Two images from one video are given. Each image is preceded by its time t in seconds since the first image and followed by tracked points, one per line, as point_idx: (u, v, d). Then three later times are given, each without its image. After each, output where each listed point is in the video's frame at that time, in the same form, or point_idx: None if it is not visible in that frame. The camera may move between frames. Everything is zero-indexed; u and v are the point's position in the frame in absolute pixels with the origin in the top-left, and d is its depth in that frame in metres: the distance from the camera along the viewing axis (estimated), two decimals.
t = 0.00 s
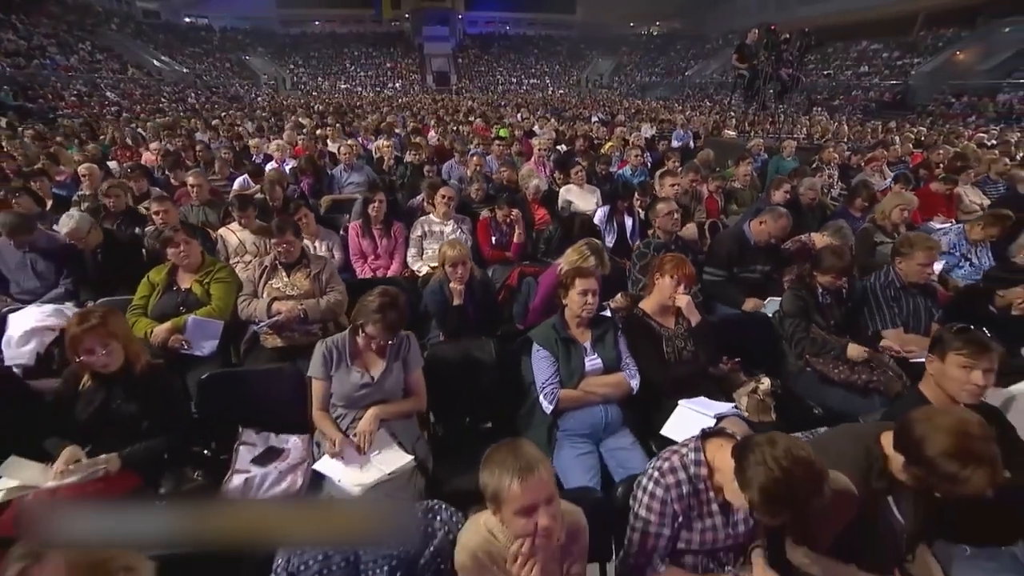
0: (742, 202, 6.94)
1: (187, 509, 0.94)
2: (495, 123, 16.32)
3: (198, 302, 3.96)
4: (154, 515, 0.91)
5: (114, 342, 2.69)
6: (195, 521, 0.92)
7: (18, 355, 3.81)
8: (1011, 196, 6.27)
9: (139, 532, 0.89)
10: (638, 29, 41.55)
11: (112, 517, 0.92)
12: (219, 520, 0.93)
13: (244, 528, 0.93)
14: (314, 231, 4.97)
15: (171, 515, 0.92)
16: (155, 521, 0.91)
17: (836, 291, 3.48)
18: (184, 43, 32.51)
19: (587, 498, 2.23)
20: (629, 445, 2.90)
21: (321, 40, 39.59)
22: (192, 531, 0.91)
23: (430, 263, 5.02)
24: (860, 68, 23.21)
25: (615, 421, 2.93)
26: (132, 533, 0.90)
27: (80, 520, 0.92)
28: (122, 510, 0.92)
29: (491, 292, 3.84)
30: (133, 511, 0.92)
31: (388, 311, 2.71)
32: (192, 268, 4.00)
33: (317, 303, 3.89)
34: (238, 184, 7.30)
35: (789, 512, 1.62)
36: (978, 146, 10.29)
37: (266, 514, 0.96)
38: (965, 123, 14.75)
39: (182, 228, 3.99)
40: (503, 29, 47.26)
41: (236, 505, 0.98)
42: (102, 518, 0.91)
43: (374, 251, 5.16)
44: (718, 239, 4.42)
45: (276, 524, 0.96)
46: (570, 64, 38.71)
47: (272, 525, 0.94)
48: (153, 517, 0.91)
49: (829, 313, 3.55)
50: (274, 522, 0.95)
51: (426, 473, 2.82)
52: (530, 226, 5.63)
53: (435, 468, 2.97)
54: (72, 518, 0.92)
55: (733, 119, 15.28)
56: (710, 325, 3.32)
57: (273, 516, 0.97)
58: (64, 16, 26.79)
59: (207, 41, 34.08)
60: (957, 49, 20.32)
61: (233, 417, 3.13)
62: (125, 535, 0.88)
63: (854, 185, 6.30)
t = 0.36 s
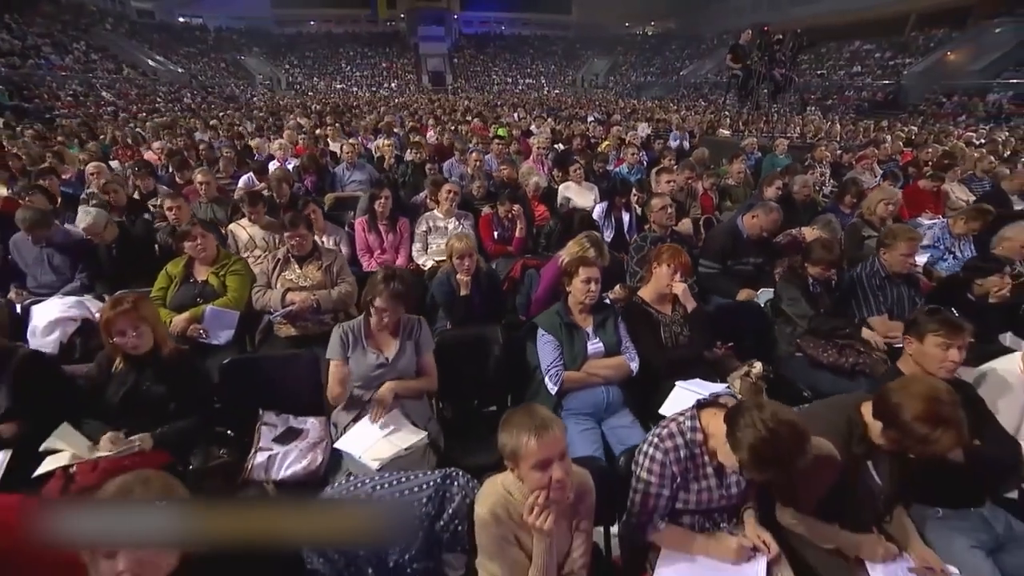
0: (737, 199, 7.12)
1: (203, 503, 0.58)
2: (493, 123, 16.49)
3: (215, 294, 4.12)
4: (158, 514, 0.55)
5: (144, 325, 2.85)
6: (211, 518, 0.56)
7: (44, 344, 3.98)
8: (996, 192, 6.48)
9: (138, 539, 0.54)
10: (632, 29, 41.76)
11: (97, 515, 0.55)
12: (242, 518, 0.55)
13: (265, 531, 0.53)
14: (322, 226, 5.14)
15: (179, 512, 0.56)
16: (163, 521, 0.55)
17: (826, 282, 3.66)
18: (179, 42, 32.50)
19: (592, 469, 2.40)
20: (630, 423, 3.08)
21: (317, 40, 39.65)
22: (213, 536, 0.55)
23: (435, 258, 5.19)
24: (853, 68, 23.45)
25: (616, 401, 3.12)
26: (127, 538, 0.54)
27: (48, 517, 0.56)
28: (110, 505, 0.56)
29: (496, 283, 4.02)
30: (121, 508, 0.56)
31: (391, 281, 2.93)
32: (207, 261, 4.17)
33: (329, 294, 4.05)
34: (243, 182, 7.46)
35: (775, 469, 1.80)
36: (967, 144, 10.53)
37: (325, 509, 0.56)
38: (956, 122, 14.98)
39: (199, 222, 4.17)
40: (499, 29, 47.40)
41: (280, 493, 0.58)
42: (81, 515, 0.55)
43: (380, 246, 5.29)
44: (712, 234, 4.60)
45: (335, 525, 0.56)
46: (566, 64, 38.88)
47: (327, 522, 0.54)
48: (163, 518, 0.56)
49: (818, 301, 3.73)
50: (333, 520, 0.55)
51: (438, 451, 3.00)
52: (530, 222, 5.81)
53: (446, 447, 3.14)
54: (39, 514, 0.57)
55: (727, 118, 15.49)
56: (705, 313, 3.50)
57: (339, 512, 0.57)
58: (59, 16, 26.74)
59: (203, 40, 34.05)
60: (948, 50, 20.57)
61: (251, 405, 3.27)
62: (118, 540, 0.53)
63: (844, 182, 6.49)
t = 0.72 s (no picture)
0: (731, 196, 7.31)
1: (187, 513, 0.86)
2: (490, 122, 16.65)
3: (229, 285, 4.28)
4: (157, 515, 0.83)
5: (173, 312, 3.03)
6: (193, 524, 0.83)
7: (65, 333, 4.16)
8: (981, 189, 6.69)
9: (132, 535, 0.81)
10: (627, 29, 41.97)
11: (100, 517, 0.83)
12: (216, 523, 0.83)
13: (248, 534, 0.79)
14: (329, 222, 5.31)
15: (173, 518, 0.84)
16: (158, 523, 0.83)
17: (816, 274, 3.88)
18: (174, 42, 32.49)
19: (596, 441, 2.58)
20: (628, 403, 3.26)
21: (312, 40, 39.68)
22: (194, 535, 0.83)
23: (440, 252, 5.36)
24: (845, 68, 23.69)
25: (616, 382, 3.31)
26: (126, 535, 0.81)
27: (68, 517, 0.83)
28: (127, 510, 0.84)
29: (500, 275, 4.19)
30: (124, 517, 0.83)
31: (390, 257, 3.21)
32: (221, 255, 4.33)
33: (340, 286, 4.23)
34: (248, 181, 7.62)
35: (762, 433, 1.99)
36: (956, 143, 10.75)
37: (283, 516, 0.82)
38: (946, 122, 15.21)
39: (214, 217, 4.34)
40: (494, 29, 47.54)
41: (246, 506, 0.86)
42: (97, 520, 0.83)
43: (385, 241, 5.44)
44: (706, 228, 4.79)
45: (298, 528, 0.82)
46: (561, 64, 39.04)
47: (290, 527, 0.80)
48: (155, 519, 0.83)
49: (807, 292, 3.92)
50: (286, 523, 0.80)
51: (449, 431, 3.16)
52: (531, 218, 5.99)
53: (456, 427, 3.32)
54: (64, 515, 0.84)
55: (721, 117, 15.69)
56: (700, 302, 3.68)
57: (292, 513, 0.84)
58: (53, 15, 26.68)
59: (198, 40, 34.05)
60: (939, 50, 20.83)
61: (267, 392, 3.40)
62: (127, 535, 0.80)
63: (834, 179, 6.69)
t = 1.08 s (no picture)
0: (725, 193, 7.50)
1: (185, 517, 1.12)
2: (487, 122, 16.83)
3: (243, 278, 4.44)
4: (161, 517, 1.09)
5: (196, 300, 3.19)
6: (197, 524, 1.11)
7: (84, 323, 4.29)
8: (968, 186, 6.90)
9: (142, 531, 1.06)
10: (622, 29, 42.18)
11: (114, 516, 1.07)
12: (221, 524, 1.12)
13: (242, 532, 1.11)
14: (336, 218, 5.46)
15: (172, 519, 1.11)
16: (162, 522, 1.10)
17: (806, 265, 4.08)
18: (168, 42, 32.50)
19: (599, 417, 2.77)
20: (628, 387, 3.44)
21: (307, 39, 39.71)
22: (195, 534, 1.11)
23: (444, 247, 5.52)
24: (838, 68, 23.94)
25: (616, 367, 3.49)
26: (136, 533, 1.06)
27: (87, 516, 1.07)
28: (133, 513, 1.08)
29: (504, 267, 4.37)
30: (132, 514, 1.09)
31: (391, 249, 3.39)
32: (235, 248, 4.49)
33: (350, 278, 4.39)
34: (252, 179, 7.77)
35: (751, 397, 2.17)
36: (945, 142, 10.96)
37: (283, 518, 1.13)
38: (937, 121, 15.45)
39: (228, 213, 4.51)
40: (490, 29, 47.68)
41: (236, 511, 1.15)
42: (99, 520, 1.06)
43: (390, 236, 5.62)
44: (702, 223, 4.97)
45: (285, 528, 1.12)
46: (556, 64, 39.21)
47: (271, 533, 1.10)
48: (159, 519, 1.10)
49: (799, 282, 4.11)
50: (281, 525, 1.11)
51: (458, 413, 3.34)
52: (532, 214, 6.16)
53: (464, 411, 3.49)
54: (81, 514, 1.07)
55: (716, 117, 15.89)
56: (696, 292, 3.85)
57: (275, 521, 1.13)
58: (46, 15, 26.65)
59: (192, 40, 34.03)
60: (930, 50, 21.11)
61: (281, 378, 3.56)
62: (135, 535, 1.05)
63: (826, 176, 6.90)
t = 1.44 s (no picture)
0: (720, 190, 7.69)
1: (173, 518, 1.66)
2: (484, 121, 17.01)
3: (256, 271, 4.57)
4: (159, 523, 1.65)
5: (219, 290, 3.36)
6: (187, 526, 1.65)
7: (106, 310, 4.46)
8: (955, 183, 7.10)
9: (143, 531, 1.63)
10: (618, 29, 42.44)
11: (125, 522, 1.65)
12: (197, 528, 1.65)
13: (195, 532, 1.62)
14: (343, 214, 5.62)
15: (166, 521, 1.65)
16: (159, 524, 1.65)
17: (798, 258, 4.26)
18: (163, 42, 32.54)
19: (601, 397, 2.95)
20: (628, 372, 3.62)
21: (302, 39, 39.76)
22: (184, 533, 1.62)
23: (448, 242, 5.69)
24: (832, 68, 24.18)
25: (617, 353, 3.66)
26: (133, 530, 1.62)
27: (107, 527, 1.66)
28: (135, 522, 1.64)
29: (508, 260, 4.55)
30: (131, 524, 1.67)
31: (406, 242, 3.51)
32: (247, 242, 4.64)
33: (359, 271, 4.56)
34: (256, 177, 7.92)
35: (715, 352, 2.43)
36: (935, 141, 11.18)
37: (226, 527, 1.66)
38: (928, 121, 15.68)
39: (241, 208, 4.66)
40: (485, 29, 47.81)
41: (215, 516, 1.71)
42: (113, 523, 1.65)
43: (395, 232, 5.77)
44: (697, 217, 5.15)
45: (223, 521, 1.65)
46: (551, 64, 39.38)
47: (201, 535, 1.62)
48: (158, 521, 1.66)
49: (790, 273, 4.30)
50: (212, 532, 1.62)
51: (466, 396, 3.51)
52: (532, 211, 6.34)
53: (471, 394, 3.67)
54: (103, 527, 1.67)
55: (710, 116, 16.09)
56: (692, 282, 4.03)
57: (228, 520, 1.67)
58: (41, 15, 26.63)
59: (186, 40, 34.02)
60: (922, 50, 21.36)
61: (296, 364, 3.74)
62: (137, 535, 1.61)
63: (817, 173, 7.09)
